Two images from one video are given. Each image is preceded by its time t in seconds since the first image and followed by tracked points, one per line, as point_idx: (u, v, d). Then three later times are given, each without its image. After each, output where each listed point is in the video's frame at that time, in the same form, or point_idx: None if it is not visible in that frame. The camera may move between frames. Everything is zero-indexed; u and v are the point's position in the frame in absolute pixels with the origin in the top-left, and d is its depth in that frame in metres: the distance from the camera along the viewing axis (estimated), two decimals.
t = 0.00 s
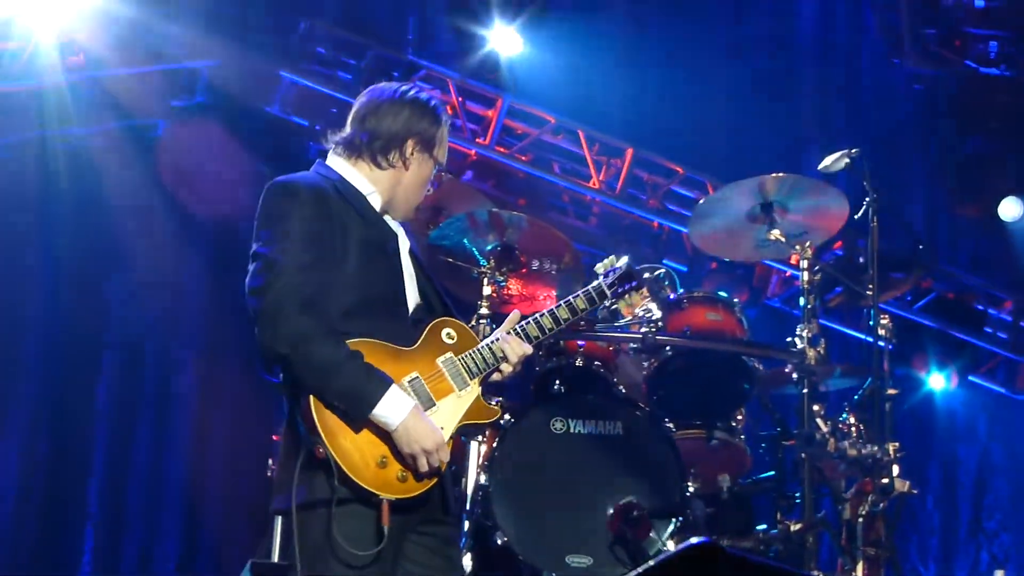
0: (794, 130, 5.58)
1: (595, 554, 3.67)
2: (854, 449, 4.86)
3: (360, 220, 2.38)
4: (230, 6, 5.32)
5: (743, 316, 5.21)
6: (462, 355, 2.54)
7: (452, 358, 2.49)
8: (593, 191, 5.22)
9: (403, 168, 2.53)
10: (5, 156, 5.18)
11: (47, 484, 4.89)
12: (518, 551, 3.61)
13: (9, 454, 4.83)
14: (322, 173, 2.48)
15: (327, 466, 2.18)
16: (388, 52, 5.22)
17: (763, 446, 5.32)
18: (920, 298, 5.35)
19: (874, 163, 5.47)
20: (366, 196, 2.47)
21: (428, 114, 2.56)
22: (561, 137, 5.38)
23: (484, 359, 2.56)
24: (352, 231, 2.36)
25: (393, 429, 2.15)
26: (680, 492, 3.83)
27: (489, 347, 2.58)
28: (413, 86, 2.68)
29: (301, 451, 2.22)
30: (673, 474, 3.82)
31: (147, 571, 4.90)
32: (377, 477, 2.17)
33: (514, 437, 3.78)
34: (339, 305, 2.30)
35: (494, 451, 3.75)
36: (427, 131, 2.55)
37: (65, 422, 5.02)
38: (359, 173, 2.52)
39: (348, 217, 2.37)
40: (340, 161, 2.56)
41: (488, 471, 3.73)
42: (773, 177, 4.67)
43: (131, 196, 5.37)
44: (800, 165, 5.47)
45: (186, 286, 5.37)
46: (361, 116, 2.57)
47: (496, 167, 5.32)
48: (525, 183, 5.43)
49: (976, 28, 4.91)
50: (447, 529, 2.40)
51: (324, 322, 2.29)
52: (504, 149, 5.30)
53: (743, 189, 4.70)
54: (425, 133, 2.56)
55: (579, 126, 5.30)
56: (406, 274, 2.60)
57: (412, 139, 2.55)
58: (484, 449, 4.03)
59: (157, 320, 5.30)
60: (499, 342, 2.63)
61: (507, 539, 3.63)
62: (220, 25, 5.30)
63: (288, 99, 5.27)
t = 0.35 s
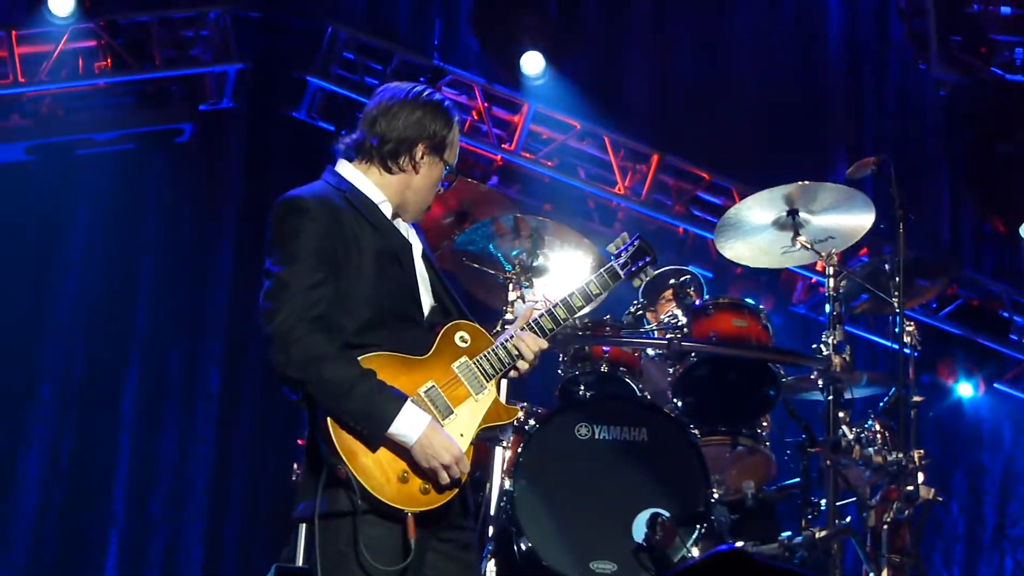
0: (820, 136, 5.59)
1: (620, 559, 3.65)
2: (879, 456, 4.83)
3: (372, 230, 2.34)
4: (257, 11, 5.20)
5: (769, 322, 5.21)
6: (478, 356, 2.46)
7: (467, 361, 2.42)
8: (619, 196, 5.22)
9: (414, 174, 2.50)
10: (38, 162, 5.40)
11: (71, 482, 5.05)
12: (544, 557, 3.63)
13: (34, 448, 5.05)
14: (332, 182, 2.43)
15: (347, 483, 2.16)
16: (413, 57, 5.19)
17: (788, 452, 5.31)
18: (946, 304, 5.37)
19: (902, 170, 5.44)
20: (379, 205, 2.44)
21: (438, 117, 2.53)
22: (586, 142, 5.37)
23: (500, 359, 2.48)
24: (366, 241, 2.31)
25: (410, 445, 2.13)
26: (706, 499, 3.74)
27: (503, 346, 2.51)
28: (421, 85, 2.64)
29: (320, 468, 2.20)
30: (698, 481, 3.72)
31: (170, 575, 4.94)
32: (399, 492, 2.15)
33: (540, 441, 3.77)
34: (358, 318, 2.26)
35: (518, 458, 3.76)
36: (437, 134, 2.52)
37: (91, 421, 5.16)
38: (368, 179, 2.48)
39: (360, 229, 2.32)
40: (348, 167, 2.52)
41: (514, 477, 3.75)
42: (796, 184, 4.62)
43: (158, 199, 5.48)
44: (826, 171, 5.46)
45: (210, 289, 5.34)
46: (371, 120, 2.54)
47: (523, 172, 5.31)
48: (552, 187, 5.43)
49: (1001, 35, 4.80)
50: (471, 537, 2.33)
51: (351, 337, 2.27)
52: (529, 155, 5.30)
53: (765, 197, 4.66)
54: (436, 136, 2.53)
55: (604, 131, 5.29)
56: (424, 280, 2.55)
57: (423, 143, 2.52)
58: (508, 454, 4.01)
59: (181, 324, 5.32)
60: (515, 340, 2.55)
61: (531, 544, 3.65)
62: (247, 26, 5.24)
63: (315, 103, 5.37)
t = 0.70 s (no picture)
0: (848, 146, 5.65)
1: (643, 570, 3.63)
2: (904, 466, 4.74)
3: (400, 245, 2.46)
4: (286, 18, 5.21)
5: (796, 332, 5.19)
6: (502, 370, 2.58)
7: (491, 375, 2.54)
8: (645, 205, 5.22)
9: (441, 184, 2.61)
10: (67, 170, 5.46)
11: (99, 490, 5.05)
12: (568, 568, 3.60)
13: (62, 455, 5.06)
14: (361, 198, 2.55)
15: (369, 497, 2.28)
16: (440, 64, 5.17)
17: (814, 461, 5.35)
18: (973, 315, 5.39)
19: (933, 178, 5.43)
20: (408, 219, 2.55)
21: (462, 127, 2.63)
22: (614, 151, 5.37)
23: (524, 373, 2.59)
24: (393, 256, 2.43)
25: (433, 459, 2.24)
26: (731, 509, 3.73)
27: (527, 360, 2.62)
28: (447, 97, 2.75)
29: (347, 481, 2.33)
30: (723, 491, 3.72)
31: None
32: (421, 506, 2.26)
33: (564, 450, 3.77)
34: (386, 332, 2.39)
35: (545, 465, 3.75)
36: (462, 144, 2.63)
37: (119, 429, 5.16)
38: (397, 192, 2.60)
39: (387, 244, 2.44)
40: (378, 180, 2.64)
41: (539, 486, 3.75)
42: (824, 194, 4.58)
43: (186, 206, 5.51)
44: (853, 181, 5.50)
45: (239, 296, 5.35)
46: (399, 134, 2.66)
47: (550, 180, 5.34)
48: (579, 196, 5.45)
49: None
50: (494, 547, 2.46)
51: (380, 350, 2.39)
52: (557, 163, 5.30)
53: (792, 206, 4.62)
54: (461, 146, 2.63)
55: (633, 140, 5.27)
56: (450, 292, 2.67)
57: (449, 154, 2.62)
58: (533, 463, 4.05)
59: (209, 330, 5.34)
60: (539, 354, 2.66)
61: (556, 553, 3.63)
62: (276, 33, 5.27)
63: (344, 111, 5.33)
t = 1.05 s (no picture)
0: (868, 152, 5.71)
1: None
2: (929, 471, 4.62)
3: (441, 264, 2.48)
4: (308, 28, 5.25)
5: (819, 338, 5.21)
6: (538, 391, 2.58)
7: (527, 395, 2.54)
8: (669, 212, 5.24)
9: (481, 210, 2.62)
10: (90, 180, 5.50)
11: (123, 499, 5.04)
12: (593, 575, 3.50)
13: (87, 466, 5.04)
14: (406, 218, 2.59)
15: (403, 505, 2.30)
16: (464, 73, 5.23)
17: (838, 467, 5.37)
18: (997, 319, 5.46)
19: (956, 183, 5.44)
20: (450, 241, 2.57)
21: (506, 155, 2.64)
22: (637, 159, 5.42)
23: (560, 395, 2.59)
24: (433, 274, 2.44)
25: (464, 469, 2.23)
26: (757, 514, 3.64)
27: (563, 382, 2.62)
28: (495, 124, 2.78)
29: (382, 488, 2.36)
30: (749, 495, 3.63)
31: None
32: (453, 515, 2.27)
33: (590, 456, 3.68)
34: (427, 344, 2.40)
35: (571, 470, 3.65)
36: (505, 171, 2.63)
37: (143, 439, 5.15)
38: (440, 216, 2.63)
39: (428, 261, 2.45)
40: (424, 204, 2.67)
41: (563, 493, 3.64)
42: (847, 198, 4.48)
43: (209, 217, 5.53)
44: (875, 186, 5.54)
45: (262, 306, 5.35)
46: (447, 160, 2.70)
47: (573, 187, 5.36)
48: (600, 204, 5.49)
49: None
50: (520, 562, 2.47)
51: (420, 364, 2.39)
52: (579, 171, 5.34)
53: (815, 211, 4.53)
54: (506, 171, 2.64)
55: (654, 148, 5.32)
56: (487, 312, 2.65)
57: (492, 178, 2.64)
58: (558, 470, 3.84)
59: (232, 340, 5.34)
60: (575, 377, 2.66)
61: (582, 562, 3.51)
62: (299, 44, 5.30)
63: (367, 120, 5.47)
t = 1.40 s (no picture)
0: (883, 154, 5.74)
1: None
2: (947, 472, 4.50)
3: (475, 276, 2.50)
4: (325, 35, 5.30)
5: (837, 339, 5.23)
6: (568, 399, 2.53)
7: (556, 402, 2.49)
8: (686, 215, 5.26)
9: (503, 221, 2.66)
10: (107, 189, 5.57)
11: (143, 510, 5.01)
12: None
13: (106, 474, 5.04)
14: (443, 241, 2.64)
15: (433, 506, 2.29)
16: (479, 77, 5.25)
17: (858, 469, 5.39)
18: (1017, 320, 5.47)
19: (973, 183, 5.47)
20: (479, 256, 2.60)
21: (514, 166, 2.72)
22: (655, 162, 5.45)
23: (590, 403, 2.54)
24: (466, 285, 2.46)
25: (488, 463, 2.20)
26: (776, 517, 3.61)
27: (593, 391, 2.56)
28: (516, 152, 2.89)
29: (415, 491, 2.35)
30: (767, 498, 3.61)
31: None
32: (480, 512, 2.24)
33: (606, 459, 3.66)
34: (462, 353, 2.42)
35: (586, 475, 3.64)
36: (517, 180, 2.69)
37: (162, 447, 5.14)
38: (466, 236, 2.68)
39: (461, 271, 2.49)
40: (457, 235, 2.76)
41: (581, 497, 3.61)
42: (863, 199, 4.40)
43: (226, 225, 5.55)
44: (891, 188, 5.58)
45: (280, 313, 5.38)
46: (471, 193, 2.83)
47: (590, 192, 5.39)
48: (617, 209, 5.52)
49: None
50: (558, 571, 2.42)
51: (453, 370, 2.41)
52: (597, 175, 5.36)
53: (830, 213, 4.45)
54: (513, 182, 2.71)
55: (670, 151, 5.35)
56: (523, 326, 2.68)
57: (504, 190, 2.71)
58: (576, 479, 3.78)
59: (251, 346, 5.35)
60: (605, 387, 2.61)
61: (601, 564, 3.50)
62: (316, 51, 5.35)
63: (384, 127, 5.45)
